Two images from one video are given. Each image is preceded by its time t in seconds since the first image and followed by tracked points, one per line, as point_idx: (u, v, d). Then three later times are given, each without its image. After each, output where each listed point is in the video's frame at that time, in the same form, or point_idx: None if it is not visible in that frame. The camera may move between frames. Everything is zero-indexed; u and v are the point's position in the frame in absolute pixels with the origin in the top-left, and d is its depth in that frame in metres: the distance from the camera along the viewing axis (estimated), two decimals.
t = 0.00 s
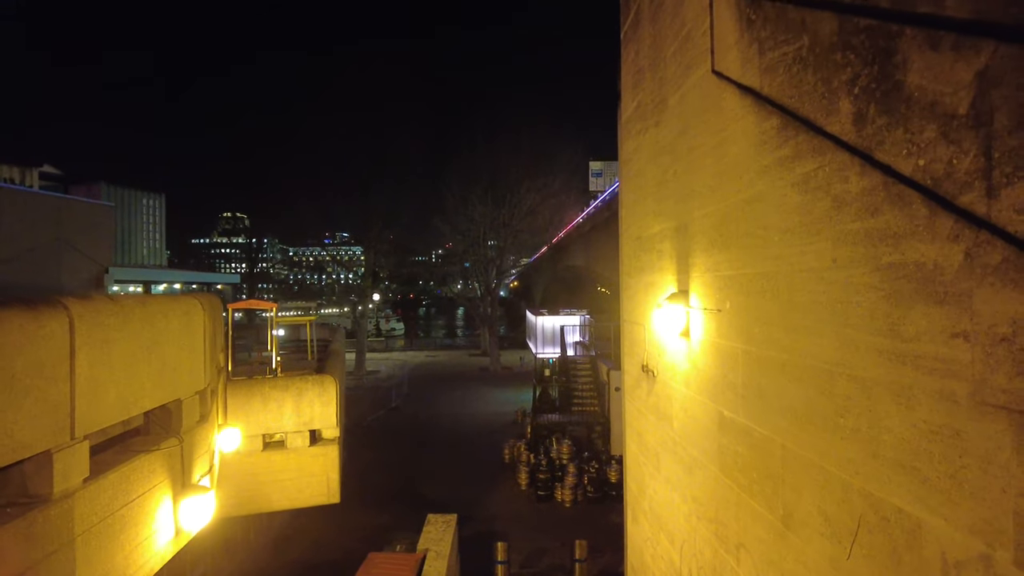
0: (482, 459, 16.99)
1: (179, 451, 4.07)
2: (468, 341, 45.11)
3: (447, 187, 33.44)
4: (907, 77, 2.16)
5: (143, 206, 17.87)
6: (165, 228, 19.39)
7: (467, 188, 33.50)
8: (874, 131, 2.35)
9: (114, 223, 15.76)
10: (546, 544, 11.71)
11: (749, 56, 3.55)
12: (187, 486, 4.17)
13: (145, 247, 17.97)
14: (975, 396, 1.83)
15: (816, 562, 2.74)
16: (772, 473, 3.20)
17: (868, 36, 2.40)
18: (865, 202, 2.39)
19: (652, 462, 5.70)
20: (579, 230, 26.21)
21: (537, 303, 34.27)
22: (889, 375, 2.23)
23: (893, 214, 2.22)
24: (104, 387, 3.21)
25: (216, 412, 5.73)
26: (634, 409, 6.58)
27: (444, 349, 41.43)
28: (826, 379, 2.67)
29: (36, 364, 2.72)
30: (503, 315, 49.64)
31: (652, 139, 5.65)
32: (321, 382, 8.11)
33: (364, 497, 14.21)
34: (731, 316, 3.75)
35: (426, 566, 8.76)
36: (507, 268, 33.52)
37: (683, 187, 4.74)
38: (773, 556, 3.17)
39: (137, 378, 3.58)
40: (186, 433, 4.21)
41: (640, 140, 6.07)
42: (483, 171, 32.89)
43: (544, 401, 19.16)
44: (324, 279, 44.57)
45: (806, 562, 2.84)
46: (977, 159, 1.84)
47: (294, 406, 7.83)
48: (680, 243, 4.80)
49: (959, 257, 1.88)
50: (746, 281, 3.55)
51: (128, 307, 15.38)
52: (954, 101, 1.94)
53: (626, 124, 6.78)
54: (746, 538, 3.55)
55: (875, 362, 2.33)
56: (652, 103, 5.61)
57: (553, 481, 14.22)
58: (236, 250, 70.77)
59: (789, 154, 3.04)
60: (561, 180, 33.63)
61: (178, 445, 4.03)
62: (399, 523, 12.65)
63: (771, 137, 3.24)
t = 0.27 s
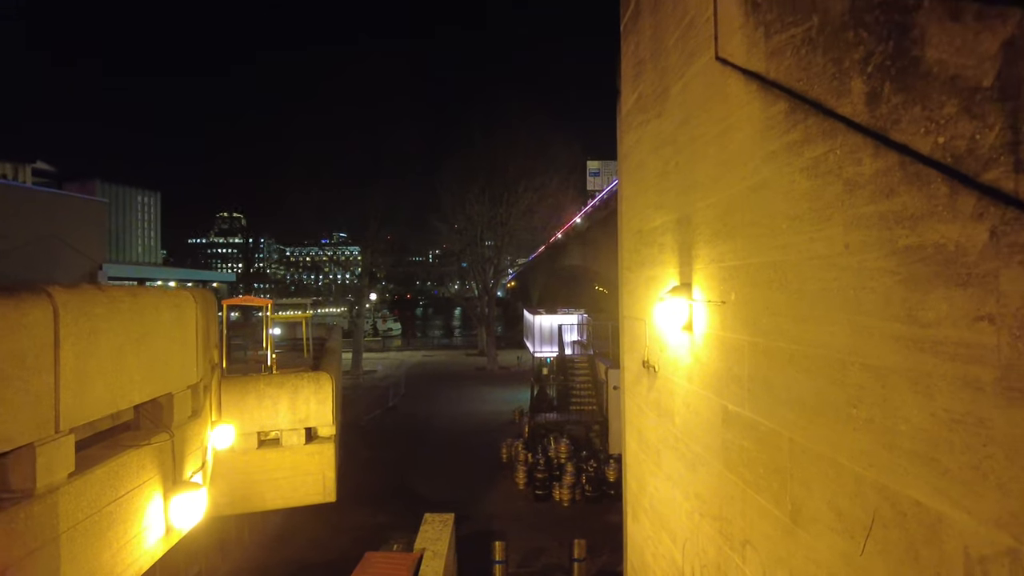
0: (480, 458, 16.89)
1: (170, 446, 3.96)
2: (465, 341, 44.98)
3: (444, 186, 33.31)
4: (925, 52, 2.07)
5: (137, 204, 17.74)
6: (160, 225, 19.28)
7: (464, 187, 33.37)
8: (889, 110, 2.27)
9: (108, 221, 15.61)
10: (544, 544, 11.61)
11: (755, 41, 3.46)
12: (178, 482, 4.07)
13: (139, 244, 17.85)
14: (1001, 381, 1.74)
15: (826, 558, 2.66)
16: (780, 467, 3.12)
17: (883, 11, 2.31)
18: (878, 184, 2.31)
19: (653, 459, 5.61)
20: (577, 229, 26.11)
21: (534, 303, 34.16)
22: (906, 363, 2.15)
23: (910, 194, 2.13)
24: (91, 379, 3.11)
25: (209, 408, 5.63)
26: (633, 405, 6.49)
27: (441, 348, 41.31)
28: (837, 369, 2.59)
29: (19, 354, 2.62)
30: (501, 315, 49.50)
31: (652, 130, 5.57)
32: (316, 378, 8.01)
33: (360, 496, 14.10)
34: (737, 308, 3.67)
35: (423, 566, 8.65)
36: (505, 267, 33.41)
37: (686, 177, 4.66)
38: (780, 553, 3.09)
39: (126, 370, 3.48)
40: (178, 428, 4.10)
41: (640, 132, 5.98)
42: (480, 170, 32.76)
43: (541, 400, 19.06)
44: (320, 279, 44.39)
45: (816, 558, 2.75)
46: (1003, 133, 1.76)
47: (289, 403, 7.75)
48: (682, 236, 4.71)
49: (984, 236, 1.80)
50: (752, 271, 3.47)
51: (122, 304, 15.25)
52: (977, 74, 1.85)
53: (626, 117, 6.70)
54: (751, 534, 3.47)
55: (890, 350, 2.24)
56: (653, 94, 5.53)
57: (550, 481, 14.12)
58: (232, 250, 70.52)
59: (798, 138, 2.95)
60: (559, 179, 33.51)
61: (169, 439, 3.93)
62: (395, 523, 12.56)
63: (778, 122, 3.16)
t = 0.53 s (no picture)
0: (475, 458, 16.78)
1: (159, 442, 3.85)
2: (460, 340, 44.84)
3: (440, 184, 33.17)
4: (947, 26, 1.99)
5: (130, 201, 17.57)
6: (153, 221, 19.10)
7: (459, 185, 33.25)
8: (907, 89, 2.18)
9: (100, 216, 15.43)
10: (540, 543, 11.51)
11: (762, 25, 3.37)
12: (168, 479, 3.95)
13: (132, 241, 17.67)
14: None
15: (838, 554, 2.58)
16: (787, 462, 3.03)
17: None
18: (895, 166, 2.22)
19: (653, 456, 5.53)
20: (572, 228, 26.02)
21: (529, 302, 34.06)
22: (925, 351, 2.06)
23: (929, 176, 2.05)
24: (76, 371, 3.00)
25: (201, 404, 5.51)
26: (633, 402, 6.40)
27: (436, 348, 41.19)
28: (849, 360, 2.50)
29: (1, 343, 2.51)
30: (497, 315, 49.37)
31: (653, 122, 5.48)
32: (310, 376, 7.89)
33: (354, 496, 13.97)
34: (742, 300, 3.59)
35: (418, 566, 8.54)
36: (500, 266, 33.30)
37: (688, 168, 4.57)
38: (788, 550, 3.01)
39: (113, 363, 3.37)
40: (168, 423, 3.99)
41: (641, 124, 5.89)
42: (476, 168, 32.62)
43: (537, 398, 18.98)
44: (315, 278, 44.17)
45: (826, 556, 2.67)
46: None
47: (282, 399, 7.64)
48: (684, 228, 4.63)
49: (1012, 216, 1.72)
50: (759, 262, 3.38)
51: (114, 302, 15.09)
52: (1005, 46, 1.77)
53: (626, 110, 6.61)
54: (756, 531, 3.39)
55: (909, 339, 2.16)
56: (654, 85, 5.44)
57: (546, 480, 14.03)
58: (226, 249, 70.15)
59: (807, 123, 2.87)
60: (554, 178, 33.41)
61: (158, 435, 3.82)
62: (391, 522, 12.45)
63: (787, 108, 3.07)
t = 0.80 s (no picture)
0: (470, 453, 16.70)
1: (144, 438, 3.73)
2: (455, 336, 44.69)
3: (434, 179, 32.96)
4: (970, 2, 1.89)
5: (121, 194, 17.36)
6: (143, 213, 18.91)
7: (454, 180, 33.03)
8: (922, 71, 2.09)
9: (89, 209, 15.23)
10: (535, 538, 11.45)
11: (766, 8, 3.28)
12: (154, 476, 3.83)
13: (122, 235, 17.47)
14: None
15: (844, 553, 2.50)
16: (791, 458, 2.96)
17: None
18: (909, 149, 2.13)
19: (651, 452, 5.44)
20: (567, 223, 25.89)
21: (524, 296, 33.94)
22: (942, 343, 1.98)
23: (947, 159, 1.96)
24: (54, 366, 2.88)
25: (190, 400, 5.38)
26: (629, 397, 6.33)
27: (430, 343, 41.04)
28: (859, 352, 2.42)
29: None
30: (491, 310, 49.25)
31: (652, 111, 5.38)
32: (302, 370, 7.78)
33: (348, 492, 13.87)
34: (745, 292, 3.49)
35: (412, 562, 8.44)
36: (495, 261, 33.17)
37: (688, 158, 4.47)
38: (793, 549, 2.92)
39: (96, 357, 3.24)
40: (153, 419, 3.87)
41: (639, 114, 5.79)
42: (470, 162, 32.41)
43: (532, 393, 18.90)
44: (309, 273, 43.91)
45: (833, 555, 2.59)
46: None
47: (274, 394, 7.52)
48: (684, 219, 4.54)
49: None
50: (762, 251, 3.29)
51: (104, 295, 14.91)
52: None
53: (624, 100, 6.50)
54: (758, 528, 3.31)
55: (923, 329, 2.07)
56: (653, 73, 5.34)
57: (541, 475, 13.97)
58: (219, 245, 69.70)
59: (816, 109, 2.77)
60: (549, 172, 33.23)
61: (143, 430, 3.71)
62: (384, 518, 12.36)
63: (794, 94, 2.97)
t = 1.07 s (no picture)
0: (465, 448, 16.58)
1: (125, 426, 3.58)
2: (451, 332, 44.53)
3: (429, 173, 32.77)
4: None
5: (112, 187, 17.19)
6: (134, 206, 18.73)
7: (449, 174, 32.84)
8: (943, 24, 1.96)
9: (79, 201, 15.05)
10: (532, 533, 11.34)
11: None
12: (135, 465, 3.69)
13: (113, 228, 17.32)
14: None
15: (857, 541, 2.38)
16: (799, 442, 2.83)
17: None
18: (929, 109, 2.00)
19: (650, 442, 5.32)
20: (563, 217, 25.75)
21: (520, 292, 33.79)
22: (966, 312, 1.85)
23: (972, 114, 1.83)
24: (24, 346, 2.74)
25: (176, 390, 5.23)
26: (627, 387, 6.20)
27: (426, 339, 40.89)
28: (873, 327, 2.29)
29: None
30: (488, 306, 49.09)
31: (650, 93, 5.24)
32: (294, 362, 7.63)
33: (342, 487, 13.72)
34: (749, 272, 3.36)
35: (407, 557, 8.31)
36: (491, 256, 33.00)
37: (688, 138, 4.34)
38: (801, 537, 2.80)
39: (70, 340, 3.10)
40: (134, 406, 3.73)
41: (637, 97, 5.65)
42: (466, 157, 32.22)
43: (528, 388, 18.79)
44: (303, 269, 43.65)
45: (845, 543, 2.46)
46: None
47: (265, 386, 7.38)
48: (684, 201, 4.41)
49: None
50: (768, 229, 3.16)
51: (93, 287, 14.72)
52: None
53: (621, 84, 6.36)
54: (764, 517, 3.18)
55: (944, 300, 1.94)
56: (651, 53, 5.20)
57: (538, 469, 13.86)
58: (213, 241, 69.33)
59: (824, 76, 2.64)
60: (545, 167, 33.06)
61: (123, 417, 3.56)
62: (379, 513, 12.24)
63: (801, 62, 2.84)
